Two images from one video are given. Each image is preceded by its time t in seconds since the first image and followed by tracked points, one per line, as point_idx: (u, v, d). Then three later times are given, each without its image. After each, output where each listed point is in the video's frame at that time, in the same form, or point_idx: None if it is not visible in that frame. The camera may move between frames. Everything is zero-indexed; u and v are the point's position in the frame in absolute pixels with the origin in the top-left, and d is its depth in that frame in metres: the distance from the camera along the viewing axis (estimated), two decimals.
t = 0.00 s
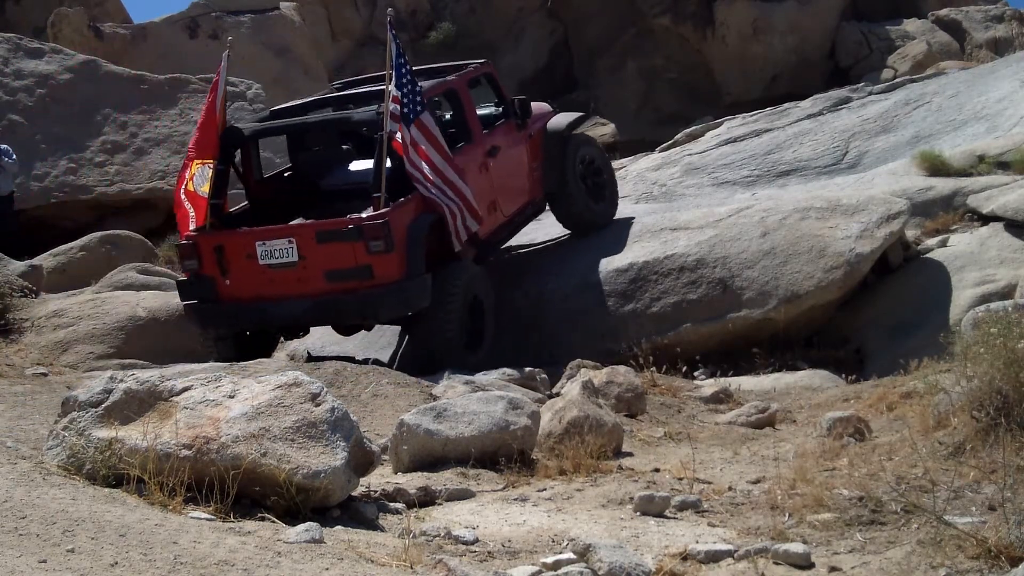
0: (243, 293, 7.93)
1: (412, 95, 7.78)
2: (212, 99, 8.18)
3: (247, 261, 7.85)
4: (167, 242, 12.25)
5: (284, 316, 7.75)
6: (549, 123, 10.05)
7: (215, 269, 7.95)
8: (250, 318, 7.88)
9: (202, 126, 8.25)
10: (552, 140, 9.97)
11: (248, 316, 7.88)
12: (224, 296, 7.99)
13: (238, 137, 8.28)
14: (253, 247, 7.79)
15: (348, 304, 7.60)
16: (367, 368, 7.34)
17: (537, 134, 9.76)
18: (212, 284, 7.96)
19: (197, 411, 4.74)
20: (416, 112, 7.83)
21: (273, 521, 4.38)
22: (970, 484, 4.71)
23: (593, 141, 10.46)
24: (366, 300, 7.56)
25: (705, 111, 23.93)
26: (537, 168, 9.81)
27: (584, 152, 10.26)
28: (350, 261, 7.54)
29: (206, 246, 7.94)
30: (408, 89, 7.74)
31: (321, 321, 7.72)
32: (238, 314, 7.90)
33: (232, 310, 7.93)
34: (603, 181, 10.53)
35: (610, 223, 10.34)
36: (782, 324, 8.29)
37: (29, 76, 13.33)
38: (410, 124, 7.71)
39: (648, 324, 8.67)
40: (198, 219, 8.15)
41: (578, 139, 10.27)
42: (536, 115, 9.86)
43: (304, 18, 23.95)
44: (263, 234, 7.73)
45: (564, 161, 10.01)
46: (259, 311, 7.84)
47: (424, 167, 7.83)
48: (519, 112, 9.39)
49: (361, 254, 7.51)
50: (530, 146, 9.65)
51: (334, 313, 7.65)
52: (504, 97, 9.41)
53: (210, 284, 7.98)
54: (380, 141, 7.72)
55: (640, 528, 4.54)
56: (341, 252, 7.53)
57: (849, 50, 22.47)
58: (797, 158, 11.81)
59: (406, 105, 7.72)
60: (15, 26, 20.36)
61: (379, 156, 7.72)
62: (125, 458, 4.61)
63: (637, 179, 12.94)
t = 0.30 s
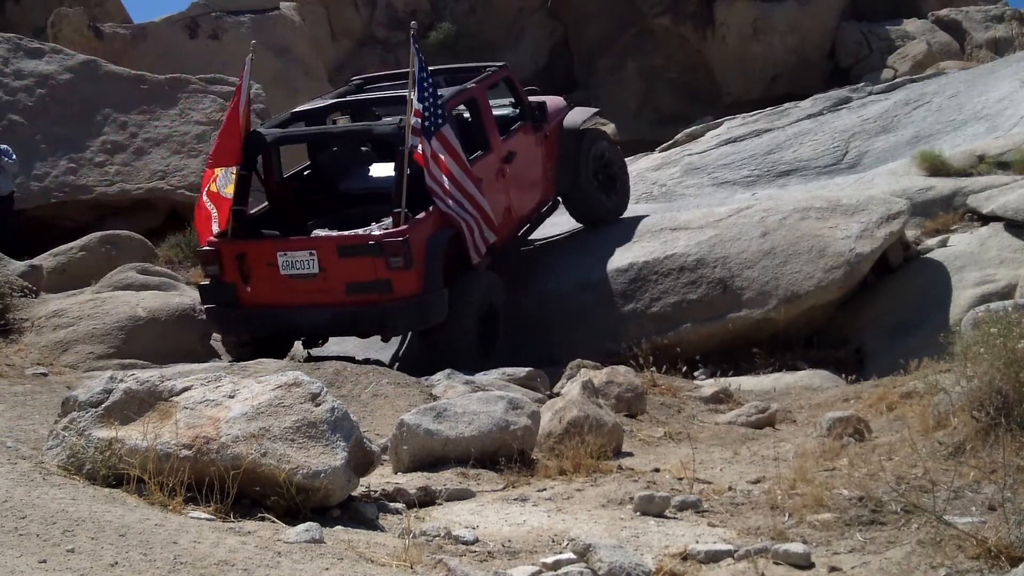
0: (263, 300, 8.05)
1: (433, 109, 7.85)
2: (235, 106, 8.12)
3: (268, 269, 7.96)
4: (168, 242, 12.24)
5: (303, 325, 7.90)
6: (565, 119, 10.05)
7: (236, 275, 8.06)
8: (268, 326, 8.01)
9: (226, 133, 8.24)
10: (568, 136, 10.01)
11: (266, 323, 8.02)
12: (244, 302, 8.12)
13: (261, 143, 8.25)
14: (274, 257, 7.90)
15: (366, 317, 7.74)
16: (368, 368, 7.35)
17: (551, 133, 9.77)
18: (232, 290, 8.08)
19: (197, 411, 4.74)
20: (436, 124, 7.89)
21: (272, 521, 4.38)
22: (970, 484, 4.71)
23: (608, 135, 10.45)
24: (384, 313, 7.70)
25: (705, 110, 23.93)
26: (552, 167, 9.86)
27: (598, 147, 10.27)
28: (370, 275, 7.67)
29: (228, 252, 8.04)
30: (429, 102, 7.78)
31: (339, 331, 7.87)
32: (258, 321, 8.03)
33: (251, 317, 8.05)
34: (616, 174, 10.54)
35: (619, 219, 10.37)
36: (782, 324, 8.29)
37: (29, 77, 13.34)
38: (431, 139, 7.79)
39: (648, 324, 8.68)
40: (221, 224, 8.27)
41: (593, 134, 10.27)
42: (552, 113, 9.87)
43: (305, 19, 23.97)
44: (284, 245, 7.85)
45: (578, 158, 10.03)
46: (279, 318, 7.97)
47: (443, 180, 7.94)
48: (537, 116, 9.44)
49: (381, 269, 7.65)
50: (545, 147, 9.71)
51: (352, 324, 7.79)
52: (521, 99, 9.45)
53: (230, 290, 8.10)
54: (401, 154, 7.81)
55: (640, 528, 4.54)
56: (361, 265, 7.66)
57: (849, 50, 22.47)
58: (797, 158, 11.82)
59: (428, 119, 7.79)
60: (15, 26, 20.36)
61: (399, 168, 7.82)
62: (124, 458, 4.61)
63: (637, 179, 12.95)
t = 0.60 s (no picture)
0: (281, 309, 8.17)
1: (444, 121, 7.86)
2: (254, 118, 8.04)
3: (286, 279, 8.07)
4: (167, 242, 12.23)
5: (319, 333, 8.01)
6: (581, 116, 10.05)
7: (254, 284, 8.17)
8: (285, 333, 8.12)
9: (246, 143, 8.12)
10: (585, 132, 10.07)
11: (283, 331, 8.13)
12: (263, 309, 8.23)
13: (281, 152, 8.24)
14: (291, 266, 8.02)
15: (379, 327, 7.83)
16: (368, 368, 7.35)
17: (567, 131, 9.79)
18: (251, 298, 8.19)
19: (197, 411, 4.74)
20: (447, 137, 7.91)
21: (272, 521, 4.38)
22: (970, 484, 4.72)
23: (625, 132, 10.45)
24: (396, 323, 7.77)
25: (705, 110, 23.94)
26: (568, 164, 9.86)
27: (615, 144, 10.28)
28: (383, 286, 7.76)
29: (246, 261, 8.16)
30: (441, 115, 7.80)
31: (354, 340, 7.97)
32: (275, 328, 8.14)
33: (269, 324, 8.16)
34: (631, 169, 10.57)
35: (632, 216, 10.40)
36: (782, 324, 8.29)
37: (28, 76, 13.33)
38: (441, 150, 7.81)
39: (648, 324, 8.68)
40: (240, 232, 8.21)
41: (610, 131, 10.27)
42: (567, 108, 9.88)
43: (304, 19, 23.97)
44: (301, 255, 7.96)
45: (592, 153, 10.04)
46: (294, 327, 8.08)
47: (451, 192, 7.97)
48: (552, 116, 9.44)
49: (393, 281, 7.73)
50: (560, 147, 9.72)
51: (366, 334, 7.89)
52: (537, 100, 9.45)
53: (249, 297, 8.20)
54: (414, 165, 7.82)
55: (640, 528, 4.54)
56: (375, 277, 7.75)
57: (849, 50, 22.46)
58: (797, 158, 11.83)
59: (438, 131, 7.81)
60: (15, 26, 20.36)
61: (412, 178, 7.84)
62: (124, 458, 4.60)
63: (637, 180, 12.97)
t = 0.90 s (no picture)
0: (296, 319, 8.28)
1: (438, 129, 7.85)
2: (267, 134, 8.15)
3: (299, 290, 8.19)
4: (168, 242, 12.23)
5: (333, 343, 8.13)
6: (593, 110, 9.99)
7: (270, 296, 8.28)
8: (302, 343, 8.26)
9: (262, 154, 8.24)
10: (601, 129, 10.03)
11: (299, 340, 8.26)
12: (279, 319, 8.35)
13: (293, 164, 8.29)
14: (302, 278, 8.12)
15: (389, 335, 7.93)
16: (368, 368, 7.35)
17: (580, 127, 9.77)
18: (267, 309, 8.31)
19: (197, 411, 4.74)
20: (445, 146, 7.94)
21: (272, 522, 4.38)
22: (970, 484, 4.72)
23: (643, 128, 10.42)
24: (404, 332, 7.88)
25: (705, 110, 23.94)
26: (582, 157, 9.84)
27: (632, 139, 10.24)
28: (390, 295, 7.86)
29: (260, 275, 8.25)
30: (436, 126, 7.82)
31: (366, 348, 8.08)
32: (293, 338, 8.27)
33: (285, 334, 8.29)
34: (650, 165, 10.56)
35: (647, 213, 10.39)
36: (782, 324, 8.30)
37: (28, 77, 13.32)
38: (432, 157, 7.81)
39: (648, 325, 8.68)
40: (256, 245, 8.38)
41: (627, 128, 10.23)
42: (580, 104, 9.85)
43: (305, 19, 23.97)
44: (311, 267, 8.05)
45: (607, 150, 10.02)
46: (311, 337, 8.21)
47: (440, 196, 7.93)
48: (563, 113, 9.38)
49: (400, 290, 7.82)
50: (573, 142, 9.68)
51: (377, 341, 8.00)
52: (548, 98, 9.40)
53: (266, 308, 8.32)
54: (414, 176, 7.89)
55: (640, 528, 4.54)
56: (382, 287, 7.84)
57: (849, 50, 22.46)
58: (797, 158, 11.84)
59: (430, 138, 7.80)
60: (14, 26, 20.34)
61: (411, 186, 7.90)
62: (124, 458, 4.60)
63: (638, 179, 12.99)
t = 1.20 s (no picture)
0: (300, 298, 8.45)
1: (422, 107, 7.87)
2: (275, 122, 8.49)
3: (301, 269, 8.37)
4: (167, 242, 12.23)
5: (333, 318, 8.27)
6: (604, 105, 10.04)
7: (274, 276, 8.46)
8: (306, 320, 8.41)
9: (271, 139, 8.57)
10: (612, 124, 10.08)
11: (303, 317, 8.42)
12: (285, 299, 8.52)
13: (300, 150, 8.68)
14: (303, 256, 8.31)
15: (385, 307, 8.05)
16: (368, 367, 7.36)
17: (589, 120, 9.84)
18: (272, 290, 8.49)
19: (197, 411, 4.74)
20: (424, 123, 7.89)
21: (272, 522, 4.38)
22: (970, 484, 4.71)
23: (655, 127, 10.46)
24: (400, 303, 8.01)
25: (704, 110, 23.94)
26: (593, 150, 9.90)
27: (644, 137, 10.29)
28: (384, 268, 8.00)
29: (264, 256, 8.44)
30: (415, 101, 7.82)
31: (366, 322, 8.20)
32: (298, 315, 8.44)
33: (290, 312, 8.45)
34: (664, 164, 10.58)
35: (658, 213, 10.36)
36: (782, 324, 8.30)
37: (28, 77, 13.32)
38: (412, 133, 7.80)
39: (648, 325, 8.68)
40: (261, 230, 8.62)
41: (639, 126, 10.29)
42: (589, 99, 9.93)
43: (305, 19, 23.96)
44: (311, 244, 8.24)
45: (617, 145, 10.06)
46: (314, 313, 8.36)
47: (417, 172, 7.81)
48: (565, 104, 9.48)
49: (394, 261, 7.96)
50: (583, 134, 9.76)
51: (375, 314, 8.12)
52: (552, 89, 9.52)
53: (272, 289, 8.50)
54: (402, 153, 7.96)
55: (640, 528, 4.54)
56: (377, 259, 7.99)
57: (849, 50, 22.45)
58: (797, 158, 11.85)
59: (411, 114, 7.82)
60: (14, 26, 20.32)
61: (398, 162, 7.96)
62: (124, 458, 4.60)
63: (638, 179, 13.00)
